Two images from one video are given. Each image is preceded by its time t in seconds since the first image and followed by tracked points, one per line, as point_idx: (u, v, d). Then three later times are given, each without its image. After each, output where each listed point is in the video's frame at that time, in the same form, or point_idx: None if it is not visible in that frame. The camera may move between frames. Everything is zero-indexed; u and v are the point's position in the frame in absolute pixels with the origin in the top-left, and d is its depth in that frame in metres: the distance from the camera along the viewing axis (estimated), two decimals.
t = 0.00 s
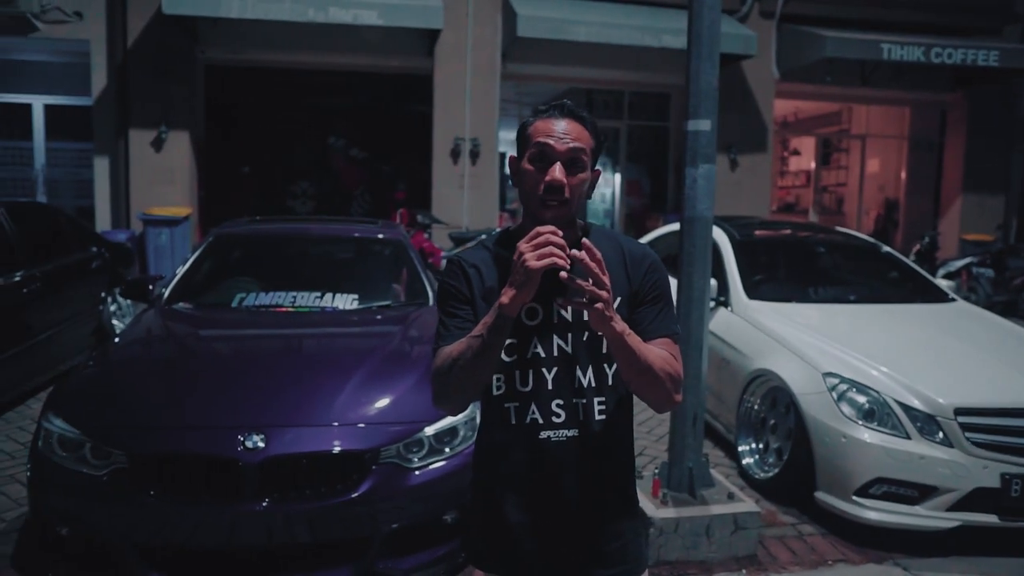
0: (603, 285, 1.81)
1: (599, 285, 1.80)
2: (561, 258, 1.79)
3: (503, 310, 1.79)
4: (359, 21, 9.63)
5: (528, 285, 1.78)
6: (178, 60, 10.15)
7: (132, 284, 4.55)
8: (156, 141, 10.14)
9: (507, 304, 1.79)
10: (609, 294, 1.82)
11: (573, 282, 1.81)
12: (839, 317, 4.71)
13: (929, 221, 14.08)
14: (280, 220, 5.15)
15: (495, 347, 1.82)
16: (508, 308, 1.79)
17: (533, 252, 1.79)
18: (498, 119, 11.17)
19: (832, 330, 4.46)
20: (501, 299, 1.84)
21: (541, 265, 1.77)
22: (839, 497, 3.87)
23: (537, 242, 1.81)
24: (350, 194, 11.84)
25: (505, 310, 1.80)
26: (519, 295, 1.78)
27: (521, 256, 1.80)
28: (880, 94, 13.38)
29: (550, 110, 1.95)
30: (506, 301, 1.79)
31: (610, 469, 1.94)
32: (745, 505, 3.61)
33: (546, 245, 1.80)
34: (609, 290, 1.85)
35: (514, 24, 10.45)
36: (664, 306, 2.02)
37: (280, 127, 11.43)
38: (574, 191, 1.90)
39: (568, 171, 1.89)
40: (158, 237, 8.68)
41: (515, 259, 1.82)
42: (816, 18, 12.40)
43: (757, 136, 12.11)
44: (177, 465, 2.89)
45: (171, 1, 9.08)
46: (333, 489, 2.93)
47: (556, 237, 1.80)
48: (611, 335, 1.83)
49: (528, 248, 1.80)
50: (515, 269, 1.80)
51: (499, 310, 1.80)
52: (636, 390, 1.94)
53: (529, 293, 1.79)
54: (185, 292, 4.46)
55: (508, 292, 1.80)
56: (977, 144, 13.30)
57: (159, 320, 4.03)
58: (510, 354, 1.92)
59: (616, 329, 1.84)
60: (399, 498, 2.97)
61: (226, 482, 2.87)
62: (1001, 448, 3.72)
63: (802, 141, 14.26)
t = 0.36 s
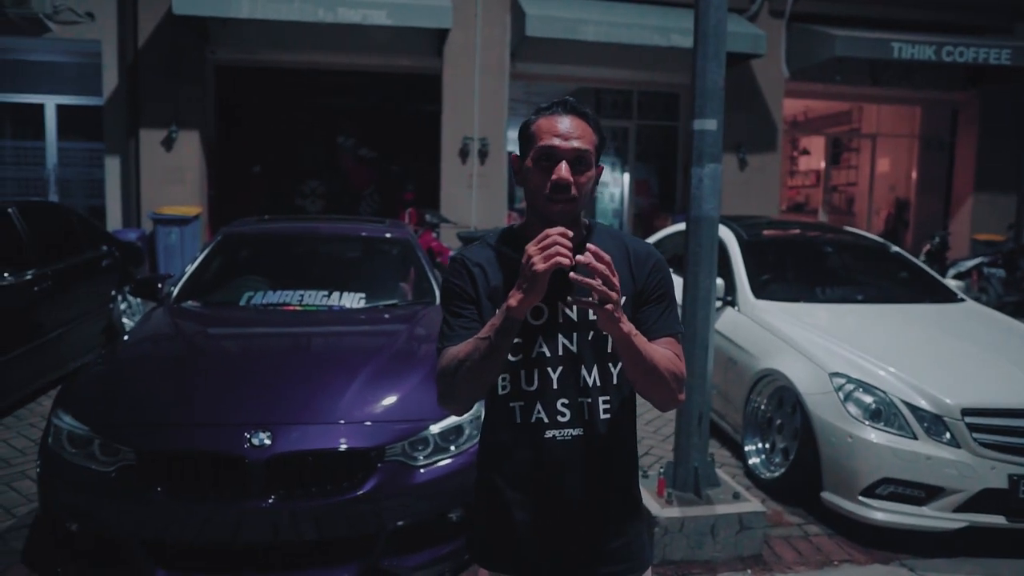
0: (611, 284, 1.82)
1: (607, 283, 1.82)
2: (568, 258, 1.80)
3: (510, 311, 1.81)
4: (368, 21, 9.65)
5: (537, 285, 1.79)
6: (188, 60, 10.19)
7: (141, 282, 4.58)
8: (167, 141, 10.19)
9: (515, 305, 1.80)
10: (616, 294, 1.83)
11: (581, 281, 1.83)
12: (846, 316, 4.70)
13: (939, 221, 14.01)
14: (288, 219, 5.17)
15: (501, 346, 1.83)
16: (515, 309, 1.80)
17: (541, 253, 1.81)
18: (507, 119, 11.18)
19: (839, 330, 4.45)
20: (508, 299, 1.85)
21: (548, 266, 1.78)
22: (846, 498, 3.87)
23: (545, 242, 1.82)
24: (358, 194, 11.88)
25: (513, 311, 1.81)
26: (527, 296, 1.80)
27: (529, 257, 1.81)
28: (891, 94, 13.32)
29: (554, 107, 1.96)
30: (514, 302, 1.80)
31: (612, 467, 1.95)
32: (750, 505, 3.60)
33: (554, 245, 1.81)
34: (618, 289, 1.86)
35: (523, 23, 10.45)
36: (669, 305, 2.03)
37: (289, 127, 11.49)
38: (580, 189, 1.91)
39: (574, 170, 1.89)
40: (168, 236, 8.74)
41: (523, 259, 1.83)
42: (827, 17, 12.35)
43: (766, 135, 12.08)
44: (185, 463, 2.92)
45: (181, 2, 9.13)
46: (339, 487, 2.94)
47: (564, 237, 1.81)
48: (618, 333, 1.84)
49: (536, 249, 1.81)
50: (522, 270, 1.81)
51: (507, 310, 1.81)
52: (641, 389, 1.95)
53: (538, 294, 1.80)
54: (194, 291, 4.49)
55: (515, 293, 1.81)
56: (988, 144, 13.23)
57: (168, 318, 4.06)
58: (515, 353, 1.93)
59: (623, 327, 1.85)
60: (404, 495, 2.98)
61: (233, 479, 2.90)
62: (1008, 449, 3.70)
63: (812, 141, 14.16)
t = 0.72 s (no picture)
0: (612, 283, 1.83)
1: (607, 283, 1.83)
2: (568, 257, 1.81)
3: (511, 311, 1.81)
4: (372, 21, 9.67)
5: (537, 284, 1.79)
6: (193, 61, 10.22)
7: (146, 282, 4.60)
8: (172, 141, 10.22)
9: (515, 306, 1.81)
10: (617, 293, 1.84)
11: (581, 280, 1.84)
12: (849, 316, 4.70)
13: (944, 221, 13.98)
14: (292, 218, 5.18)
15: (500, 347, 1.84)
16: (516, 310, 1.81)
17: (541, 253, 1.82)
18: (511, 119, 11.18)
19: (842, 329, 4.45)
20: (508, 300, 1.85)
21: (548, 265, 1.79)
22: (848, 498, 3.87)
23: (546, 243, 1.82)
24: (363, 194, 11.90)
25: (513, 311, 1.81)
26: (527, 296, 1.80)
27: (529, 257, 1.82)
28: (896, 93, 13.31)
29: (552, 105, 1.96)
30: (514, 303, 1.81)
31: (611, 465, 1.96)
32: (752, 504, 3.60)
33: (554, 244, 1.82)
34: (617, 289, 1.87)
35: (527, 23, 10.46)
36: (667, 304, 2.03)
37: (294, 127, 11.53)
38: (579, 187, 1.91)
39: (573, 168, 1.90)
40: (173, 236, 8.78)
41: (523, 259, 1.83)
42: (832, 16, 12.34)
43: (770, 135, 12.08)
44: (188, 462, 2.93)
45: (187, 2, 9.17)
46: (341, 485, 2.96)
47: (565, 238, 1.82)
48: (618, 332, 1.85)
49: (537, 249, 1.82)
50: (523, 270, 1.82)
51: (507, 311, 1.82)
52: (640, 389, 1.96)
53: (538, 294, 1.81)
54: (198, 290, 4.51)
55: (515, 294, 1.82)
56: (994, 144, 13.19)
57: (172, 317, 4.08)
58: (515, 353, 1.93)
59: (623, 327, 1.86)
60: (406, 494, 3.00)
61: (236, 478, 2.91)
62: (1011, 449, 3.70)
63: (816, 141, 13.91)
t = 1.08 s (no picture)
0: (609, 285, 1.84)
1: (605, 285, 1.84)
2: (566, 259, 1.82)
3: (509, 313, 1.82)
4: (377, 22, 9.69)
5: (535, 286, 1.80)
6: (198, 61, 10.23)
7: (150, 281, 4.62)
8: (177, 141, 10.24)
9: (513, 308, 1.81)
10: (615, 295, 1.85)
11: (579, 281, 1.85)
12: (852, 316, 4.70)
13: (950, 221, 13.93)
14: (296, 219, 5.19)
15: (498, 349, 1.85)
16: (513, 311, 1.82)
17: (539, 254, 1.82)
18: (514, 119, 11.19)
19: (844, 330, 4.45)
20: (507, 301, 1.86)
21: (547, 267, 1.80)
22: (850, 498, 3.87)
23: (543, 244, 1.84)
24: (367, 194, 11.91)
25: (511, 313, 1.82)
26: (525, 298, 1.81)
27: (528, 259, 1.83)
28: (900, 93, 13.29)
29: (549, 107, 1.97)
30: (513, 305, 1.81)
31: (611, 466, 1.97)
32: (754, 504, 3.61)
33: (552, 246, 1.83)
34: (615, 290, 1.88)
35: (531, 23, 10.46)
36: (665, 305, 2.04)
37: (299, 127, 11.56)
38: (577, 188, 1.92)
39: (570, 169, 1.91)
40: (178, 236, 8.81)
41: (521, 261, 1.84)
42: (837, 16, 12.33)
43: (775, 136, 12.05)
44: (191, 461, 2.95)
45: (193, 3, 9.20)
46: (342, 485, 2.97)
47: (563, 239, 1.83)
48: (616, 334, 1.86)
49: (535, 251, 1.83)
50: (521, 272, 1.82)
51: (505, 313, 1.82)
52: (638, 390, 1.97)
53: (536, 296, 1.81)
54: (202, 290, 4.52)
55: (514, 296, 1.82)
56: (1000, 144, 13.15)
57: (176, 317, 4.09)
58: (513, 354, 1.94)
59: (622, 328, 1.87)
60: (408, 493, 3.01)
61: (239, 477, 2.93)
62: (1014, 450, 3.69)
63: (822, 142, 14.09)
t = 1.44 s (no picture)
0: (617, 286, 1.86)
1: (613, 286, 1.86)
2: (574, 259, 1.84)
3: (517, 313, 1.83)
4: (380, 22, 9.71)
5: (545, 286, 1.82)
6: (202, 61, 10.26)
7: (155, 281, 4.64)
8: (181, 141, 10.28)
9: (522, 308, 1.83)
10: (623, 296, 1.87)
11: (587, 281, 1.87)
12: (854, 316, 4.71)
13: (953, 221, 13.90)
14: (300, 219, 5.21)
15: (505, 349, 1.86)
16: (522, 311, 1.83)
17: (549, 255, 1.84)
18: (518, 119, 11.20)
19: (846, 330, 4.46)
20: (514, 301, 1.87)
21: (556, 268, 1.81)
22: (852, 498, 3.87)
23: (553, 244, 1.86)
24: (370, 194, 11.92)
25: (519, 313, 1.83)
26: (534, 297, 1.83)
27: (537, 259, 1.84)
28: (904, 93, 13.28)
29: (556, 108, 1.99)
30: (521, 304, 1.83)
31: (613, 465, 1.98)
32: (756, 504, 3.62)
33: (562, 247, 1.85)
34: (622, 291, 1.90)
35: (534, 23, 10.48)
36: (666, 306, 2.06)
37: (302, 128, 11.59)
38: (583, 189, 1.94)
39: (577, 170, 1.93)
40: (183, 236, 8.84)
41: (531, 261, 1.86)
42: (841, 16, 12.32)
43: (778, 136, 12.05)
44: (196, 460, 2.97)
45: (196, 3, 9.24)
46: (346, 483, 2.99)
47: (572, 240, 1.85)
48: (622, 334, 1.88)
49: (544, 251, 1.85)
50: (530, 271, 1.84)
51: (514, 313, 1.84)
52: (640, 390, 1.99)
53: (545, 296, 1.83)
54: (206, 290, 4.55)
55: (522, 295, 1.84)
56: (1004, 144, 13.13)
57: (180, 317, 4.11)
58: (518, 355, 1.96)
59: (628, 329, 1.89)
60: (411, 492, 3.02)
61: (244, 476, 2.95)
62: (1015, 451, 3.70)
63: (824, 141, 13.83)
